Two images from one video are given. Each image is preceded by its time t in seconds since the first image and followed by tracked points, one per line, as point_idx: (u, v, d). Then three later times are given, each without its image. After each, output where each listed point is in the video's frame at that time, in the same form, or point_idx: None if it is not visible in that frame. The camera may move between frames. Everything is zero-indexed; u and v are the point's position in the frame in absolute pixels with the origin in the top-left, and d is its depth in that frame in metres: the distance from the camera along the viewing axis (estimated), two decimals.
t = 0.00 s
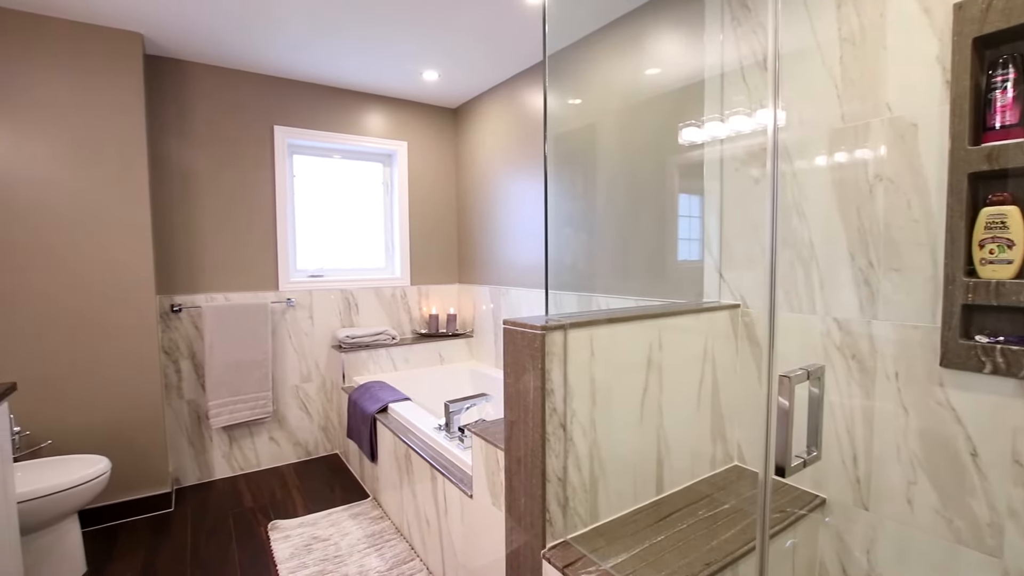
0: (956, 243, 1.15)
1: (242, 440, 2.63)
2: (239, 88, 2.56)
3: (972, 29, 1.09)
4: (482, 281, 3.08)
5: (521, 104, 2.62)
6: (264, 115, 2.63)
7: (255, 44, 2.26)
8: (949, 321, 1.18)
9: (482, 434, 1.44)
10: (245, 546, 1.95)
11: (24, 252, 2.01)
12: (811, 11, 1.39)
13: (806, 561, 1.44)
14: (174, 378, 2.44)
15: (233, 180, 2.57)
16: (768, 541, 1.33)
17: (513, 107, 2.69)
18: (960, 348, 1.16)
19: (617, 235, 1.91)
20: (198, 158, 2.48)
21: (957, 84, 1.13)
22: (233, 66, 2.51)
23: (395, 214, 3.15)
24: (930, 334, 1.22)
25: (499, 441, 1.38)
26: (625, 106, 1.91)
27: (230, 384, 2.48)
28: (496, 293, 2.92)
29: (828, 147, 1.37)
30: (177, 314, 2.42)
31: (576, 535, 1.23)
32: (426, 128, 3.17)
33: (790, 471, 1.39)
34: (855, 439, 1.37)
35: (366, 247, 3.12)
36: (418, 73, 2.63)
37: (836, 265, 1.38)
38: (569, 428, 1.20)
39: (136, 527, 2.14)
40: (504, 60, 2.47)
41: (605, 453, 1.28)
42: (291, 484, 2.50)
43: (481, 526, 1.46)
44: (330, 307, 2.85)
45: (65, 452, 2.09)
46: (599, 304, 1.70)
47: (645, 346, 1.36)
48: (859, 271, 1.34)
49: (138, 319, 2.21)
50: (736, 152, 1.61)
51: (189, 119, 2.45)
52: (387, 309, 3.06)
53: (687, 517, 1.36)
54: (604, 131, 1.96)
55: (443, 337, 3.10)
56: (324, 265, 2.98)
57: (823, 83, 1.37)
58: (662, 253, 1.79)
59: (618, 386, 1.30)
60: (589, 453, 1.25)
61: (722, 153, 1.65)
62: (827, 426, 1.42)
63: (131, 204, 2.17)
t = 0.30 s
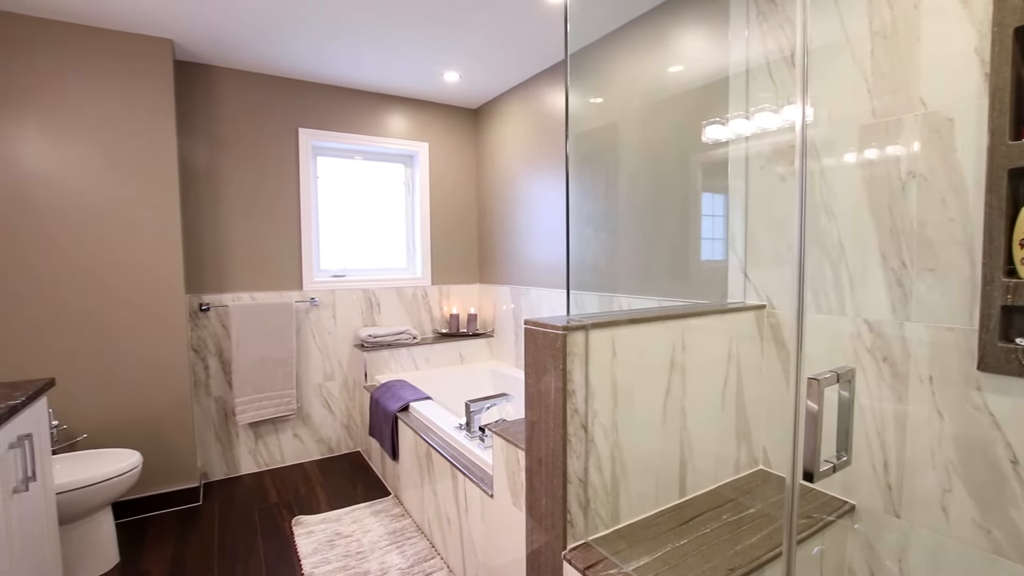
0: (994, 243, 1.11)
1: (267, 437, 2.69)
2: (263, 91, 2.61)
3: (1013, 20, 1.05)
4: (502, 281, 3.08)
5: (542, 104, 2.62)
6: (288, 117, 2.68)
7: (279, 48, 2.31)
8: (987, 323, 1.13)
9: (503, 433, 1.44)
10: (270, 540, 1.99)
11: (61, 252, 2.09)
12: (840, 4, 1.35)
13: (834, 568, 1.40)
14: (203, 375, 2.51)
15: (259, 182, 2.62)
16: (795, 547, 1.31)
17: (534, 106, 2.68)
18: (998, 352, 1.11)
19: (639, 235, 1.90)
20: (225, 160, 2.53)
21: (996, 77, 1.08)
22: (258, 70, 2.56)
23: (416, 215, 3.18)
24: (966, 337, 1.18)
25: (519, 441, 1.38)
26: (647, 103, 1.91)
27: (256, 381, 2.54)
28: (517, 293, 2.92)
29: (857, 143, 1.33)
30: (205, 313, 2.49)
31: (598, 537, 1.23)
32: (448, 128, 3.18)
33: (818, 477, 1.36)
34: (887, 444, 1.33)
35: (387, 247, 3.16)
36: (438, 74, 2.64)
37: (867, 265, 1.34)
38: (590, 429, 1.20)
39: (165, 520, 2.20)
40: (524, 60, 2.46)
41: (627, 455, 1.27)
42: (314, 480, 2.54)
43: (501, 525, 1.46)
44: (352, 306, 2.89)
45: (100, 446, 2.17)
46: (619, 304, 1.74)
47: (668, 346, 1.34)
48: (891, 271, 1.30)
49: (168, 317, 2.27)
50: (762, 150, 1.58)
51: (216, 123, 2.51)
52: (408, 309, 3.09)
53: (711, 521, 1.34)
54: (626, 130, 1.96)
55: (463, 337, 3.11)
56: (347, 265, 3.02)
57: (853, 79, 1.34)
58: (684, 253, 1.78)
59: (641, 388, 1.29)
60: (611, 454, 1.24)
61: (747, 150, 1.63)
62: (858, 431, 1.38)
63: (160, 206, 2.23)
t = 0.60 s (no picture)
0: None
1: (295, 433, 2.75)
2: (289, 95, 2.67)
3: None
4: (525, 281, 3.08)
5: (565, 104, 2.61)
6: (314, 120, 2.73)
7: (305, 52, 2.35)
8: None
9: (526, 433, 1.44)
10: (298, 534, 2.03)
11: (100, 252, 2.17)
12: None
13: None
14: (234, 372, 2.58)
15: (286, 184, 2.68)
16: (828, 555, 1.27)
17: (558, 106, 2.67)
18: None
19: (663, 233, 1.88)
20: (254, 163, 2.60)
21: None
22: (285, 74, 2.61)
23: (440, 215, 3.20)
24: (1012, 340, 1.12)
25: (543, 442, 1.37)
26: (673, 101, 1.90)
27: (284, 379, 2.60)
28: (540, 293, 2.92)
29: (893, 139, 1.28)
30: (236, 312, 2.55)
31: (622, 540, 1.22)
32: (471, 129, 3.20)
33: (852, 483, 1.34)
34: (925, 450, 1.28)
35: (411, 247, 3.19)
36: (460, 74, 2.65)
37: (903, 265, 1.30)
38: (615, 430, 1.19)
39: (197, 512, 2.27)
40: (547, 59, 2.46)
41: (652, 457, 1.26)
42: (340, 477, 2.59)
43: (524, 525, 1.46)
44: (377, 306, 2.93)
45: (136, 439, 2.25)
46: (645, 305, 1.73)
47: (695, 347, 1.32)
48: (929, 271, 1.25)
49: (200, 316, 2.34)
50: (792, 146, 1.55)
51: (244, 126, 2.57)
52: (432, 308, 3.12)
53: (738, 526, 1.32)
54: (652, 129, 1.95)
55: (487, 337, 3.13)
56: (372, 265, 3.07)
57: (889, 72, 1.29)
58: (711, 252, 1.75)
59: (666, 389, 1.27)
60: (636, 456, 1.22)
61: (777, 147, 1.59)
62: (894, 436, 1.34)
63: (191, 208, 2.30)
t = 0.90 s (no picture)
0: None
1: (322, 430, 2.80)
2: (317, 98, 2.72)
3: None
4: (550, 281, 3.08)
5: (590, 102, 2.59)
6: (341, 122, 2.78)
7: (331, 56, 2.40)
8: None
9: (551, 434, 1.44)
10: (326, 529, 2.08)
11: (138, 253, 2.25)
12: None
13: None
14: (264, 369, 2.65)
15: (314, 185, 2.74)
16: (863, 565, 1.23)
17: (583, 105, 2.66)
18: None
19: (690, 234, 1.89)
20: (283, 165, 2.66)
21: None
22: (312, 78, 2.67)
23: (464, 215, 3.23)
24: None
25: (568, 442, 1.37)
26: (700, 97, 1.88)
27: (312, 377, 2.65)
28: (564, 293, 2.90)
29: (934, 133, 1.23)
30: (266, 310, 2.62)
31: (648, 543, 1.20)
32: (496, 129, 3.21)
33: (891, 490, 1.27)
34: (968, 458, 1.23)
35: (436, 248, 3.22)
36: (484, 74, 2.66)
37: (945, 264, 1.24)
38: (641, 432, 1.17)
39: (228, 506, 2.34)
40: (572, 58, 2.45)
41: (679, 460, 1.24)
42: (365, 474, 2.63)
43: (549, 526, 1.46)
44: (403, 306, 2.96)
45: (170, 434, 2.32)
46: (670, 305, 1.78)
47: (723, 349, 1.29)
48: (973, 271, 1.19)
49: (231, 315, 2.41)
50: (825, 143, 1.50)
51: (274, 130, 2.63)
52: (457, 308, 3.14)
53: (769, 532, 1.28)
54: (678, 128, 1.95)
55: (511, 337, 3.13)
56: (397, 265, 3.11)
57: (930, 64, 1.24)
58: (741, 252, 1.74)
59: (693, 392, 1.25)
60: (662, 459, 1.21)
61: (810, 143, 1.55)
62: (935, 443, 1.28)
63: (224, 210, 2.37)
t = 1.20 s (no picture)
0: None
1: (346, 427, 2.85)
2: (341, 101, 2.76)
3: None
4: (572, 281, 3.06)
5: (613, 101, 2.58)
6: (365, 124, 2.82)
7: (355, 58, 2.43)
8: None
9: (573, 434, 1.43)
10: (350, 525, 2.11)
11: (170, 254, 2.32)
12: None
13: None
14: (291, 367, 2.71)
15: (338, 187, 2.78)
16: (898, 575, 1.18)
17: (606, 103, 2.64)
18: None
19: (716, 234, 1.88)
20: (308, 167, 2.71)
21: None
22: (337, 81, 2.71)
23: (486, 215, 3.24)
24: None
25: (590, 443, 1.36)
26: (726, 95, 1.86)
27: (337, 375, 2.70)
28: (587, 293, 2.89)
29: (974, 128, 1.18)
30: (293, 310, 2.68)
31: (672, 547, 1.18)
32: (518, 129, 3.21)
33: (927, 499, 1.22)
34: (1011, 467, 1.17)
35: (458, 248, 3.24)
36: (505, 74, 2.66)
37: (987, 264, 1.19)
38: (666, 434, 1.15)
39: (256, 500, 2.39)
40: (594, 56, 2.43)
41: (705, 462, 1.22)
42: (388, 472, 2.66)
43: (571, 528, 1.45)
44: (426, 305, 2.99)
45: (201, 429, 2.39)
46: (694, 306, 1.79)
47: (751, 350, 1.27)
48: (1017, 271, 1.14)
49: (258, 314, 2.46)
50: (858, 139, 1.46)
51: (300, 132, 2.68)
52: (479, 308, 3.15)
53: (798, 538, 1.25)
54: (703, 127, 1.94)
55: (533, 337, 3.13)
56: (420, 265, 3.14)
57: (970, 55, 1.19)
58: (767, 253, 1.73)
59: (720, 394, 1.22)
60: (687, 462, 1.19)
61: (842, 140, 1.50)
62: (975, 451, 1.22)
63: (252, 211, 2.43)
